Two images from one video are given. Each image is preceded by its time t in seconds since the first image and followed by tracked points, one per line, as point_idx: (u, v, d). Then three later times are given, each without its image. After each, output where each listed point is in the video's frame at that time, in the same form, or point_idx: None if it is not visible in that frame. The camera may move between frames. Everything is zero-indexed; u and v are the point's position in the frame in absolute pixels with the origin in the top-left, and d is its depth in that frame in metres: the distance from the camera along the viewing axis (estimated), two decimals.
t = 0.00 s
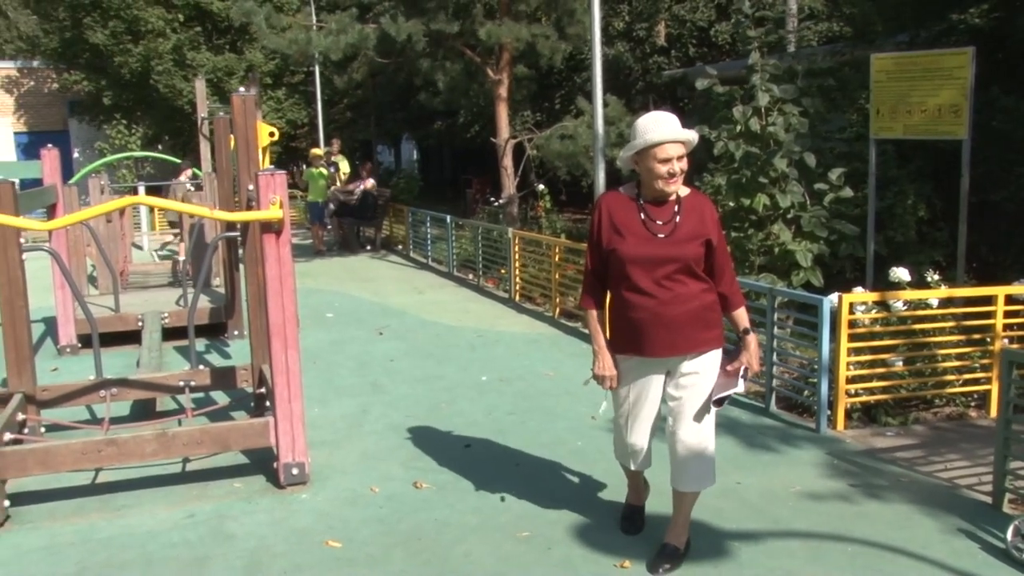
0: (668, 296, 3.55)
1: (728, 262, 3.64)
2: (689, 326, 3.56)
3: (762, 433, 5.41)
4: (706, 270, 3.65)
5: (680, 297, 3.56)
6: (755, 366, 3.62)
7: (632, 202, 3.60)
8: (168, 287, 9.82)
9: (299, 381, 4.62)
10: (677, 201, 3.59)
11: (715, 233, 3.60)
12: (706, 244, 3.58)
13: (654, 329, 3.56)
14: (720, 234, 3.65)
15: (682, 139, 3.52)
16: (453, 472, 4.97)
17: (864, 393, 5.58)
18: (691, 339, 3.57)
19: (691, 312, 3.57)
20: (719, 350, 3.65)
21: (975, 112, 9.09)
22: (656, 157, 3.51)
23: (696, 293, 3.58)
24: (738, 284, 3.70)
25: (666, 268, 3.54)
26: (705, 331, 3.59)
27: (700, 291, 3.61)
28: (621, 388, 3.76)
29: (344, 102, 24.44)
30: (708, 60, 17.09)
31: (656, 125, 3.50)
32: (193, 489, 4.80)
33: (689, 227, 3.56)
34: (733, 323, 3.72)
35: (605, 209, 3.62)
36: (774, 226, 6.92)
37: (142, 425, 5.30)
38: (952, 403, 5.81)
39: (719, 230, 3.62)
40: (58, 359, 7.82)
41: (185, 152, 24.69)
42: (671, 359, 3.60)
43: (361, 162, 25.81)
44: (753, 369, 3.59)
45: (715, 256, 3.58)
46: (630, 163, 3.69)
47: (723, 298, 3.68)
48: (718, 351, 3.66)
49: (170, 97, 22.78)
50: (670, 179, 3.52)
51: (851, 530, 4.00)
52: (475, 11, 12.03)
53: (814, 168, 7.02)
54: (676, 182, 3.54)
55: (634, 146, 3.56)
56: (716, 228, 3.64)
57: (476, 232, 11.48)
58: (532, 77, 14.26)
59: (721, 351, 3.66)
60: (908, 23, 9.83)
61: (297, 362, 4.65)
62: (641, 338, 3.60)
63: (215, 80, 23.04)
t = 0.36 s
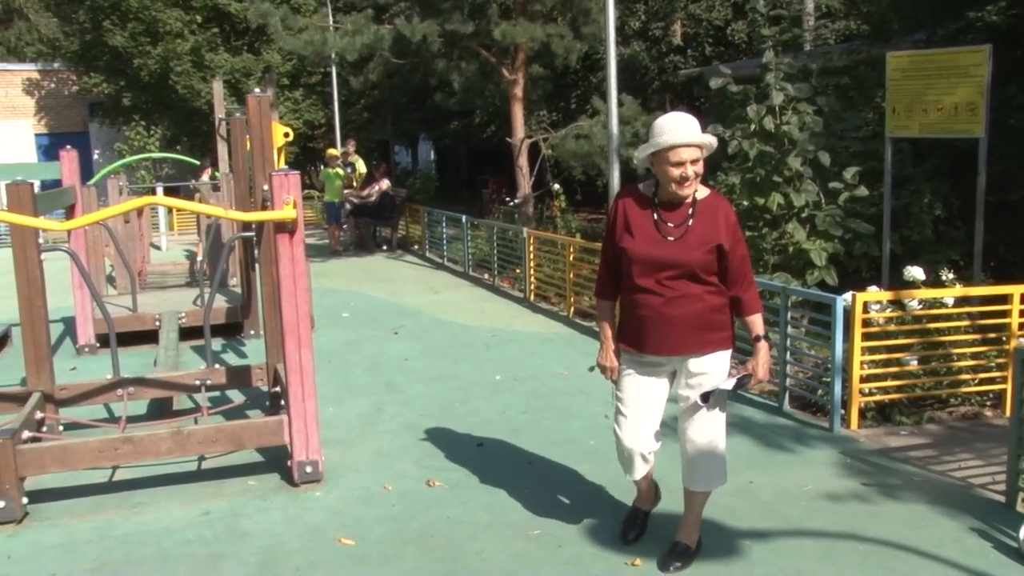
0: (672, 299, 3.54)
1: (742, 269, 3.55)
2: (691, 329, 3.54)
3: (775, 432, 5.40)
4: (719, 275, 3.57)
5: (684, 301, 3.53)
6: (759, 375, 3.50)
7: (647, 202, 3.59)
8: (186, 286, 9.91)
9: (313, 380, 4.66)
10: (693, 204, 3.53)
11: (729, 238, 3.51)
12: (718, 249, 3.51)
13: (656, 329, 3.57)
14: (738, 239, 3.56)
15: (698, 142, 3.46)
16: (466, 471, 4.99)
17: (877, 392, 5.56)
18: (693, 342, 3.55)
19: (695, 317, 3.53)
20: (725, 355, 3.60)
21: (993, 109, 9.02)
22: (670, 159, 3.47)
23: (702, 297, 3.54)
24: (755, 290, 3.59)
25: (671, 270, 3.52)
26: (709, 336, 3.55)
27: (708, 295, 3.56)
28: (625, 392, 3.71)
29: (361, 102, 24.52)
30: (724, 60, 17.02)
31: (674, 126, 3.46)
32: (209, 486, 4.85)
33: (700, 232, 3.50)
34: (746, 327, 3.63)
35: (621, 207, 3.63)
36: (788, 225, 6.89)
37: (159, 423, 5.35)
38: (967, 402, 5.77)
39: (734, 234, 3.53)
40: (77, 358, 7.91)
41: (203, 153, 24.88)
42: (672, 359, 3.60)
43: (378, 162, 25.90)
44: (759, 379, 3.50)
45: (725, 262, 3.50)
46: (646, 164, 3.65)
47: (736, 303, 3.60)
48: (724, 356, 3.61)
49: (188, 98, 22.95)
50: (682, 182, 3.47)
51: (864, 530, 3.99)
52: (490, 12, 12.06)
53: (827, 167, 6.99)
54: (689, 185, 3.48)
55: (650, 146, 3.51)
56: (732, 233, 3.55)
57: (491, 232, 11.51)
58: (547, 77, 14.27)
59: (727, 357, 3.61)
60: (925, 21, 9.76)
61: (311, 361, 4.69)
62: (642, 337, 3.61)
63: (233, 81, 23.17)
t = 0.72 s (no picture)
0: (656, 290, 3.48)
1: (731, 266, 3.46)
2: (672, 323, 3.48)
3: (781, 426, 5.40)
4: (709, 270, 3.48)
5: (668, 293, 3.47)
6: (737, 375, 3.40)
7: (641, 192, 3.54)
8: (195, 279, 9.96)
9: (320, 372, 4.68)
10: (686, 197, 3.47)
11: (719, 233, 3.42)
12: (706, 243, 3.42)
13: (639, 321, 3.53)
14: (731, 235, 3.47)
15: (689, 132, 3.41)
16: (471, 463, 5.01)
17: (884, 387, 5.55)
18: (676, 336, 3.49)
19: (677, 310, 3.47)
20: (709, 352, 3.52)
21: (1003, 105, 8.99)
22: (661, 148, 3.43)
23: (687, 291, 3.46)
24: (745, 289, 3.49)
25: (657, 261, 3.46)
26: (691, 331, 3.49)
27: (695, 290, 3.48)
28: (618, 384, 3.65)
29: (371, 97, 24.54)
30: (733, 54, 16.99)
31: (669, 116, 3.42)
32: (215, 477, 4.88)
33: (689, 224, 3.43)
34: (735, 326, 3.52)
35: (618, 196, 3.60)
36: (795, 220, 6.88)
37: (166, 415, 5.38)
38: (974, 398, 5.77)
39: (726, 230, 3.44)
40: (87, 350, 7.96)
41: (213, 147, 24.94)
42: (654, 352, 3.56)
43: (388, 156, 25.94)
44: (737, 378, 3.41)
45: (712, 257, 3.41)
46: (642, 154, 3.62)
47: (726, 301, 3.51)
48: (709, 353, 3.53)
49: (199, 92, 23.00)
50: (672, 172, 3.43)
51: (867, 524, 4.00)
52: (499, 6, 12.04)
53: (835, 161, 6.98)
54: (679, 176, 3.43)
55: (642, 135, 3.48)
56: (725, 228, 3.46)
57: (499, 226, 11.51)
58: (556, 71, 14.25)
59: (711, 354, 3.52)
60: (936, 16, 9.71)
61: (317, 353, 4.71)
62: (626, 327, 3.58)
63: (243, 75, 23.21)
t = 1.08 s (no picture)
0: (645, 283, 3.46)
1: (720, 257, 3.44)
2: (662, 317, 3.46)
3: (791, 420, 5.39)
4: (698, 261, 3.46)
5: (658, 287, 3.45)
6: (731, 367, 3.42)
7: (630, 184, 3.52)
8: (207, 273, 10.00)
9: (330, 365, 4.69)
10: (675, 187, 3.44)
11: (708, 224, 3.40)
12: (695, 234, 3.40)
13: (628, 315, 3.51)
14: (720, 225, 3.45)
15: (663, 123, 3.38)
16: (481, 457, 5.02)
17: (895, 382, 5.53)
18: (665, 329, 3.47)
19: (666, 303, 3.45)
20: (700, 347, 3.51)
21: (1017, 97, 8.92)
22: (637, 131, 3.44)
23: (676, 284, 3.44)
24: (735, 280, 3.47)
25: (646, 254, 3.43)
26: (680, 324, 3.47)
27: (684, 283, 3.46)
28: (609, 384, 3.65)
29: (382, 91, 24.56)
30: (745, 47, 16.89)
31: (654, 101, 3.42)
32: (226, 471, 4.91)
33: (678, 214, 3.40)
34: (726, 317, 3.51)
35: (606, 187, 3.57)
36: (806, 214, 6.87)
37: (178, 408, 5.41)
38: (987, 393, 5.74)
39: (715, 220, 3.42)
40: (100, 343, 8.01)
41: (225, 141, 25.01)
42: (644, 347, 3.54)
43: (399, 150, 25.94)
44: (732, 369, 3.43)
45: (702, 248, 3.39)
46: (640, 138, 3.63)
47: (716, 293, 3.49)
48: (700, 347, 3.52)
49: (210, 86, 23.06)
50: (638, 157, 3.43)
51: (877, 519, 3.99)
52: None
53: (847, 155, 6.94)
54: (645, 164, 3.42)
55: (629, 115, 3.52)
56: (714, 219, 3.44)
57: (510, 220, 11.51)
58: (567, 65, 14.21)
59: (702, 349, 3.51)
60: (949, 8, 9.64)
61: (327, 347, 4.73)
62: (616, 322, 3.56)
63: (254, 69, 23.25)
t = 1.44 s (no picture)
0: (640, 287, 3.44)
1: (718, 263, 3.37)
2: (656, 321, 3.43)
3: (814, 428, 5.34)
4: (695, 267, 3.40)
5: (652, 291, 3.42)
6: (725, 377, 3.32)
7: (634, 187, 3.51)
8: (233, 269, 10.07)
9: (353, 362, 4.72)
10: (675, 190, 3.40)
11: (705, 229, 3.34)
12: (690, 239, 3.34)
13: (624, 319, 3.51)
14: (719, 231, 3.38)
15: (659, 128, 3.37)
16: (501, 458, 5.02)
17: (921, 392, 5.46)
18: (660, 334, 3.44)
19: (660, 308, 3.41)
20: (697, 355, 3.44)
21: None
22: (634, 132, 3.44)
23: (671, 289, 3.40)
24: (733, 288, 3.39)
25: (641, 257, 3.41)
26: (675, 330, 3.42)
27: (680, 289, 3.41)
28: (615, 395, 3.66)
29: (410, 90, 24.63)
30: (775, 52, 16.76)
31: (656, 104, 3.41)
32: (248, 465, 4.94)
33: (674, 218, 3.36)
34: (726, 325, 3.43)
35: (612, 189, 3.58)
36: (833, 221, 6.82)
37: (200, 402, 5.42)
38: (1015, 405, 5.66)
39: (713, 226, 3.35)
40: (126, 336, 8.09)
41: (254, 137, 25.18)
42: (641, 352, 3.52)
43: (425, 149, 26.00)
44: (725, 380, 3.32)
45: (697, 254, 3.34)
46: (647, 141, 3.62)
47: (715, 301, 3.42)
48: (697, 355, 3.45)
49: (240, 83, 23.24)
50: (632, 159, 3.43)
51: (900, 530, 3.94)
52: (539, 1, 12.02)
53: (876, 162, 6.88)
54: (638, 167, 3.42)
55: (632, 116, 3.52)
56: (713, 224, 3.37)
57: (535, 221, 11.50)
58: (595, 67, 14.17)
59: (699, 357, 3.45)
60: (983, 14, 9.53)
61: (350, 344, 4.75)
62: (615, 325, 3.56)
63: (283, 67, 23.41)
